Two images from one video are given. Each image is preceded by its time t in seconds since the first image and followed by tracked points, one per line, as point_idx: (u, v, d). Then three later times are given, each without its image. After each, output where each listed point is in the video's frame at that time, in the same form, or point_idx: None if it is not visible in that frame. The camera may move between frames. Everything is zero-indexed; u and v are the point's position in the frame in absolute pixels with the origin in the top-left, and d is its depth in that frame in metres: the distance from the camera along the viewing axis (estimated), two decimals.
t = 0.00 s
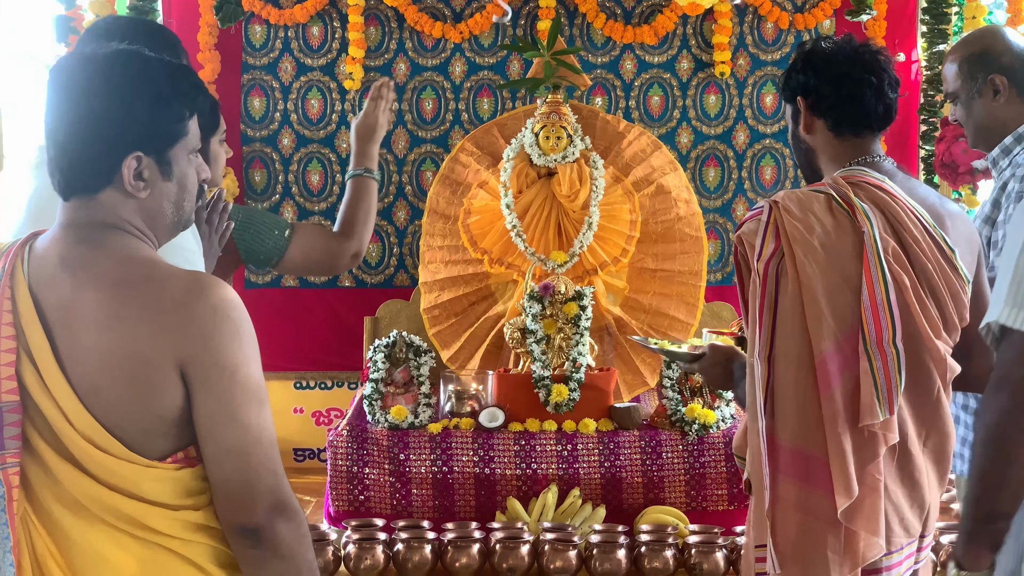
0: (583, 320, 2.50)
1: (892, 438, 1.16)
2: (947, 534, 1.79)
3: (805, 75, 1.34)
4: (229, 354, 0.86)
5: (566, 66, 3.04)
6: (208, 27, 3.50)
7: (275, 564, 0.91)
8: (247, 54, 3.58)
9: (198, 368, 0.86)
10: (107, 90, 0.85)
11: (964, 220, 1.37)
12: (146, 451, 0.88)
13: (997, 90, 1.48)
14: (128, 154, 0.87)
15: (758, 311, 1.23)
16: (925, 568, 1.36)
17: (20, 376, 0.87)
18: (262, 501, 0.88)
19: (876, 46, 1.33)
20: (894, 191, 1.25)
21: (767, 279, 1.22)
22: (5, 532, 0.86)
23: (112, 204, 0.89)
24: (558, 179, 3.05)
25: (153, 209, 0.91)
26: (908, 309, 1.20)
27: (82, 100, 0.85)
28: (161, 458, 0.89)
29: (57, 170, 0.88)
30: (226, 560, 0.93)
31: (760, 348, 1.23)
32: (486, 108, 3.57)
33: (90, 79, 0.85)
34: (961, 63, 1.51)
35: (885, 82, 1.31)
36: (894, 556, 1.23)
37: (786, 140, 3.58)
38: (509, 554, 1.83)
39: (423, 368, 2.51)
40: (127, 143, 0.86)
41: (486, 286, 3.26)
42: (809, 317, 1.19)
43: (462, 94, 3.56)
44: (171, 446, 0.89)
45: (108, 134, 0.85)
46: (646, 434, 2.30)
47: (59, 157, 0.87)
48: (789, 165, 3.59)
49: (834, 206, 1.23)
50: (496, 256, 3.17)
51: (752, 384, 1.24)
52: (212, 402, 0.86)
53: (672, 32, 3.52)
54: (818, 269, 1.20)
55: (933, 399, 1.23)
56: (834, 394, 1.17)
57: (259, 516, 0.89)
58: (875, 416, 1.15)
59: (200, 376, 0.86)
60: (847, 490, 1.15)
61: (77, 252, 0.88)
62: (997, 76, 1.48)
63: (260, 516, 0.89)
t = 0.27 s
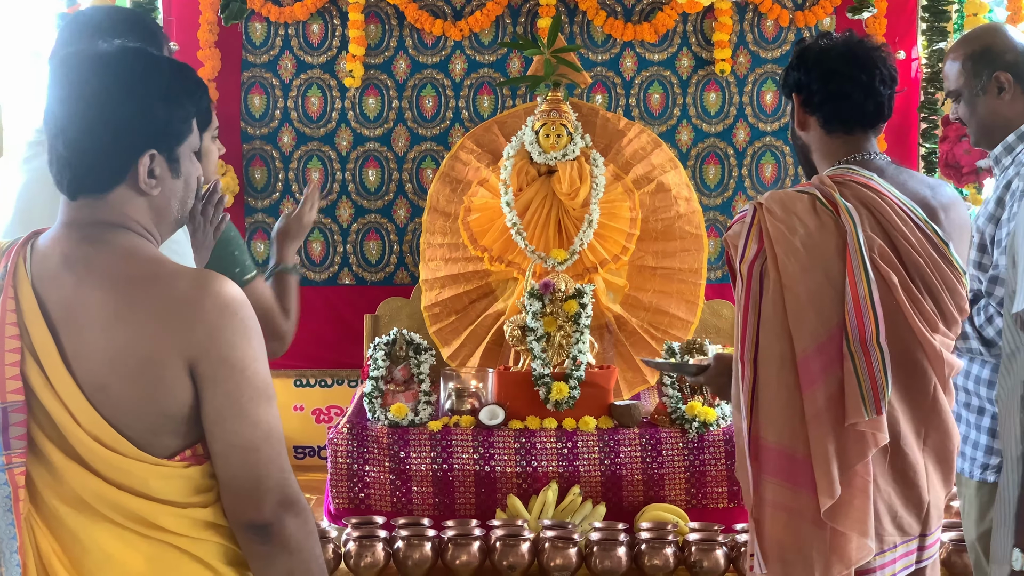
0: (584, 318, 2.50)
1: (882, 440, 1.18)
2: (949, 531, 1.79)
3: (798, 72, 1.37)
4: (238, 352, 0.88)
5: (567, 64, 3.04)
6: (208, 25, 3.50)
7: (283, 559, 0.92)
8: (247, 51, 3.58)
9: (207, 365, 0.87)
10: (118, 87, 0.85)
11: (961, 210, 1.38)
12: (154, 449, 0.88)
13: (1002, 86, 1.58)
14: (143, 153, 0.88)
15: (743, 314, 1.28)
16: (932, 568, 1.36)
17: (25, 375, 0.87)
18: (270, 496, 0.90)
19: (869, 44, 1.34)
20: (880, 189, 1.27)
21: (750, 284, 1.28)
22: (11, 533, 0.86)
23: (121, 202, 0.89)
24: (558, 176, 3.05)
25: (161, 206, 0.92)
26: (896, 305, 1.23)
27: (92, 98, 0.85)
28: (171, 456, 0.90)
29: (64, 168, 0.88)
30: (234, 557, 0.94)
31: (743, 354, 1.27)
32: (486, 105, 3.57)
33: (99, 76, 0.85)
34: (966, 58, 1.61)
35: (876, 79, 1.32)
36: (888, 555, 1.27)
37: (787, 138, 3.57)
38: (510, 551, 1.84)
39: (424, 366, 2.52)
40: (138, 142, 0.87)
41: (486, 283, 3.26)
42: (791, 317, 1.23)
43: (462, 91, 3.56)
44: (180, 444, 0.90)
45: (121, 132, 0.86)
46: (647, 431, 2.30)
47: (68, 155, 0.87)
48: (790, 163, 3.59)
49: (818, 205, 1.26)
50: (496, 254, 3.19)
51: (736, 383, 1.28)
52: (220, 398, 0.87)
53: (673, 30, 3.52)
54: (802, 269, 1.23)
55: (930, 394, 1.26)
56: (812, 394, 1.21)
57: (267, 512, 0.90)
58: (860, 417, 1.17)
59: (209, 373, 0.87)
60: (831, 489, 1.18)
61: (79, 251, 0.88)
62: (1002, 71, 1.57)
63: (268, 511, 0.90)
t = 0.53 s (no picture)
0: (586, 319, 2.51)
1: (880, 437, 1.19)
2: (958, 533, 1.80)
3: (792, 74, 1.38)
4: (252, 352, 0.91)
5: (570, 66, 3.05)
6: (212, 27, 3.51)
7: (294, 559, 0.96)
8: (250, 53, 3.60)
9: (221, 366, 0.90)
10: (140, 92, 0.88)
11: (957, 208, 1.39)
12: (168, 451, 0.91)
13: (1014, 86, 1.59)
14: (164, 155, 0.91)
15: (734, 318, 1.30)
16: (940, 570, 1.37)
17: (36, 377, 0.88)
18: (280, 496, 0.93)
19: (864, 48, 1.35)
20: (866, 189, 1.30)
21: (740, 289, 1.30)
22: (22, 536, 0.88)
23: (138, 205, 0.92)
24: (562, 177, 3.06)
25: (174, 206, 0.96)
26: (886, 304, 1.26)
27: (113, 101, 0.87)
28: (183, 458, 0.92)
29: (84, 171, 0.90)
30: (245, 559, 0.97)
31: (737, 360, 1.29)
32: (489, 107, 3.58)
33: (121, 80, 0.88)
34: (977, 60, 1.61)
35: (867, 83, 1.33)
36: (898, 556, 1.27)
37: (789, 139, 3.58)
38: (512, 553, 1.84)
39: (427, 367, 2.53)
40: (159, 145, 0.90)
41: (486, 284, 3.27)
42: (780, 319, 1.25)
43: (466, 93, 3.57)
44: (193, 445, 0.93)
45: (144, 135, 0.89)
46: (650, 434, 2.31)
47: (92, 158, 0.89)
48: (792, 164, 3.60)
49: (804, 208, 1.29)
50: (499, 255, 3.17)
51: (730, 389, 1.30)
52: (234, 399, 0.90)
53: (675, 32, 3.53)
54: (790, 270, 1.25)
55: (929, 391, 1.27)
56: (803, 394, 1.23)
57: (278, 513, 0.94)
58: (854, 415, 1.19)
59: (223, 374, 0.90)
60: (828, 486, 1.19)
61: (92, 253, 0.91)
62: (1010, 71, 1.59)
63: (279, 512, 0.94)
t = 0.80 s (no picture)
0: (590, 322, 2.51)
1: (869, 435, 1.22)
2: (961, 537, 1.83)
3: (804, 75, 1.38)
4: (264, 354, 0.92)
5: (574, 68, 3.06)
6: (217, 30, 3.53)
7: (304, 561, 0.96)
8: (255, 55, 3.61)
9: (234, 369, 0.91)
10: (151, 94, 0.89)
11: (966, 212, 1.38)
12: (180, 453, 0.92)
13: None
14: (175, 157, 0.92)
15: (732, 315, 1.35)
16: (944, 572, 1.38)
17: (47, 381, 0.89)
18: (291, 499, 0.94)
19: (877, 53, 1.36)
20: (867, 190, 1.32)
21: (738, 284, 1.35)
22: (33, 540, 0.88)
23: (148, 207, 0.93)
24: (566, 180, 3.06)
25: (184, 208, 0.97)
26: (884, 304, 1.28)
27: (124, 104, 0.88)
28: (195, 460, 0.93)
29: (95, 174, 0.91)
30: (257, 563, 0.97)
31: (733, 356, 1.35)
32: (494, 109, 3.59)
33: (132, 83, 0.88)
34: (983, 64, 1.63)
35: (880, 91, 1.34)
36: (897, 555, 1.29)
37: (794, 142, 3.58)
38: (516, 556, 1.85)
39: (431, 370, 2.53)
40: (170, 146, 0.91)
41: (490, 287, 3.28)
42: (773, 317, 1.29)
43: (470, 96, 3.58)
44: (205, 447, 0.94)
45: (152, 136, 0.90)
46: (654, 437, 2.31)
47: (104, 161, 0.90)
48: (797, 167, 3.61)
49: (803, 207, 1.33)
50: (503, 258, 3.17)
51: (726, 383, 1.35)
52: (246, 401, 0.91)
53: (679, 34, 3.54)
54: (785, 269, 1.29)
55: (928, 392, 1.28)
56: (792, 390, 1.27)
57: (288, 515, 0.95)
58: (841, 413, 1.22)
59: (236, 376, 0.91)
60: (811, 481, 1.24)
61: (102, 255, 0.92)
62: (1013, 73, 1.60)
63: (290, 515, 0.95)
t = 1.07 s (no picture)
0: (590, 323, 2.51)
1: (872, 431, 1.23)
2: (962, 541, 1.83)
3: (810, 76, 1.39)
4: (268, 355, 0.93)
5: (574, 70, 3.06)
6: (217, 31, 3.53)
7: (309, 562, 0.97)
8: (255, 56, 3.62)
9: (239, 369, 0.92)
10: (153, 96, 0.89)
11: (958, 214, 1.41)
12: (185, 454, 0.93)
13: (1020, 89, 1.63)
14: (178, 159, 0.94)
15: (737, 311, 1.36)
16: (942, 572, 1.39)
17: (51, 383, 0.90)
18: (297, 499, 0.95)
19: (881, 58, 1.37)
20: (874, 188, 1.33)
21: (744, 281, 1.35)
22: (37, 541, 0.89)
23: (151, 208, 0.95)
24: (566, 182, 3.07)
25: (186, 209, 0.99)
26: (889, 300, 1.29)
27: (125, 106, 0.89)
28: (200, 461, 0.94)
29: (98, 177, 0.91)
30: (261, 564, 0.98)
31: (737, 351, 1.34)
32: (493, 111, 3.60)
33: (134, 85, 0.89)
34: (980, 66, 1.66)
35: (885, 93, 1.35)
36: (897, 551, 1.30)
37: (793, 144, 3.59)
38: (516, 558, 1.85)
39: (431, 371, 2.54)
40: (173, 148, 0.92)
41: (491, 289, 3.28)
42: (780, 312, 1.30)
43: (470, 97, 3.59)
44: (210, 448, 0.94)
45: (154, 139, 0.90)
46: (653, 438, 2.31)
47: (107, 164, 0.91)
48: (796, 169, 3.61)
49: (810, 203, 1.33)
50: (503, 259, 3.19)
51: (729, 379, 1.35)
52: (251, 402, 0.92)
53: (679, 36, 3.54)
54: (792, 263, 1.30)
55: (930, 392, 1.29)
56: (798, 386, 1.27)
57: (294, 516, 0.95)
58: (844, 408, 1.23)
59: (241, 377, 0.92)
60: (818, 475, 1.24)
61: (106, 257, 0.93)
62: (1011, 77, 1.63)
63: (295, 516, 0.95)
